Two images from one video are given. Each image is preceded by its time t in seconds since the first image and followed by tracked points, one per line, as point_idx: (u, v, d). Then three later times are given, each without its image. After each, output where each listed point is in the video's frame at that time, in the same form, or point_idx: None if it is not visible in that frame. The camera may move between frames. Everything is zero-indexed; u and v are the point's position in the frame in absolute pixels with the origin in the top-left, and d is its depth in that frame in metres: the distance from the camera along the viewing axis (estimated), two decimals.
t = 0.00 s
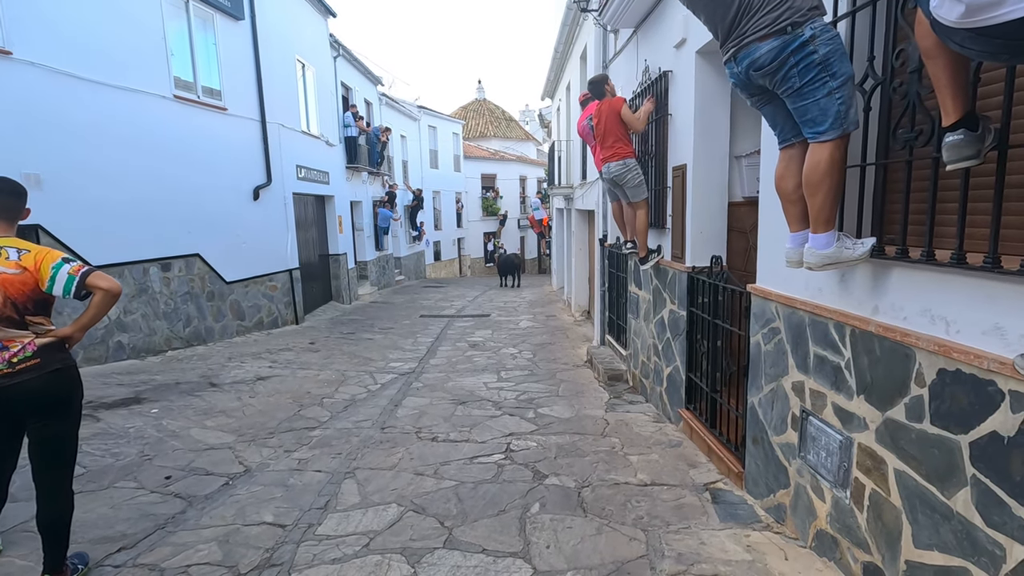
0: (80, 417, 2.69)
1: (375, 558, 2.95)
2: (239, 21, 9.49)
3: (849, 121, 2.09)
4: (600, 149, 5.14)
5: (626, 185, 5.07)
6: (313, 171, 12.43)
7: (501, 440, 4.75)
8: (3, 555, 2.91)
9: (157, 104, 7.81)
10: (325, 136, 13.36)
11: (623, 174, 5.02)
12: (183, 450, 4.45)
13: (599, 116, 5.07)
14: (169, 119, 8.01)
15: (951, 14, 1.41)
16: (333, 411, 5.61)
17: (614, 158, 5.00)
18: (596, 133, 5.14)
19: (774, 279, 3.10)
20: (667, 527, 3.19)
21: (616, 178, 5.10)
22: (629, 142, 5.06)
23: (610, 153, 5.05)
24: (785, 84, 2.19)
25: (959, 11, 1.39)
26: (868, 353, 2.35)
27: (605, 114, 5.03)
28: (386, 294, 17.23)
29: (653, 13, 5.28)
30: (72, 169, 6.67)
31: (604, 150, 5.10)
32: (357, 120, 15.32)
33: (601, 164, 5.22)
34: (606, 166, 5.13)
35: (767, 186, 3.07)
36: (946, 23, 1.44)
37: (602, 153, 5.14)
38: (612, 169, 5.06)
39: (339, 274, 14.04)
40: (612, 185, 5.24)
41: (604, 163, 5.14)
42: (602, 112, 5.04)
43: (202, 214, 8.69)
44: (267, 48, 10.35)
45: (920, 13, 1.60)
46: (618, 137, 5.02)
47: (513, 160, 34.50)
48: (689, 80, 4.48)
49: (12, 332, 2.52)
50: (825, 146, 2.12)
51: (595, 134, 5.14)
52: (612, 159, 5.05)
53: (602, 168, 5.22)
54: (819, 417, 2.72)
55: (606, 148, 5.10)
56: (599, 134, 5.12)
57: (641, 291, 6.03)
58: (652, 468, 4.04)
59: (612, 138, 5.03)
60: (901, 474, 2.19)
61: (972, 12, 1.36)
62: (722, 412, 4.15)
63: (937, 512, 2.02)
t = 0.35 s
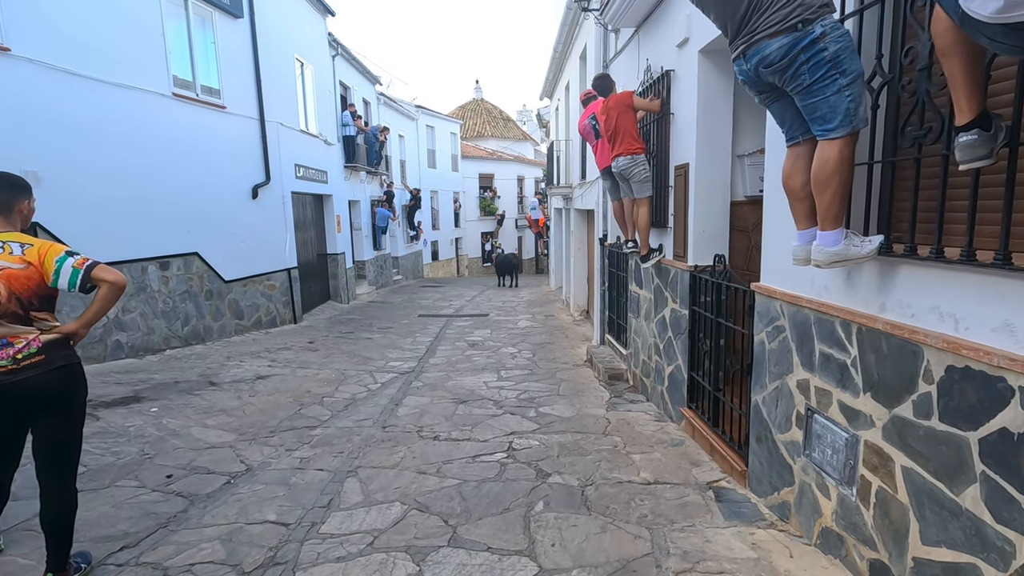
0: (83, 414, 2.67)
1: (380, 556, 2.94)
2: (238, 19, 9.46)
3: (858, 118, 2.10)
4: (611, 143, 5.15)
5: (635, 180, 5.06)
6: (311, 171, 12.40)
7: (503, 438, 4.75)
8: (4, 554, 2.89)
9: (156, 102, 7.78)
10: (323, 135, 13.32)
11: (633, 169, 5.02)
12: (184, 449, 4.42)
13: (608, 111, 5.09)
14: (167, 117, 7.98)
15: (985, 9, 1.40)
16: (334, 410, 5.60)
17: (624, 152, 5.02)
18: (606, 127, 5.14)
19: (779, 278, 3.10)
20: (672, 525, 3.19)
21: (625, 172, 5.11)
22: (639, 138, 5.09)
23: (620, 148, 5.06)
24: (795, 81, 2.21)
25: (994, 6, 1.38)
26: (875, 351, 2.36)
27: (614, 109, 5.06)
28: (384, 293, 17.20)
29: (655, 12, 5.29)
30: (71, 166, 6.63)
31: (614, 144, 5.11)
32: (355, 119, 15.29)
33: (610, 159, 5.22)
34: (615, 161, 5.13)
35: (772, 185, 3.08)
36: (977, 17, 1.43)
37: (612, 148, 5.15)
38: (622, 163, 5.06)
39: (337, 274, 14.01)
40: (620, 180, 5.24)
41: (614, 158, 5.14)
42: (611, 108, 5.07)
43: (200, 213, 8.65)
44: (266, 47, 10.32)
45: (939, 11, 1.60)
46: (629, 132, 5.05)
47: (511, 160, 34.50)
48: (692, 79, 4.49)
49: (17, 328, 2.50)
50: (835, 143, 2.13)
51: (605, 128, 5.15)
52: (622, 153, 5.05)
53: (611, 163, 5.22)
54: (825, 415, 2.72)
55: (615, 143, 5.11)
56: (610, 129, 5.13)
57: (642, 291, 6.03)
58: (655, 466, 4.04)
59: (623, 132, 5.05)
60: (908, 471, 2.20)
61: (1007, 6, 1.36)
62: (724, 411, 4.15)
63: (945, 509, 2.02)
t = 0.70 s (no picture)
0: (86, 412, 2.65)
1: (382, 555, 2.93)
2: (237, 17, 9.44)
3: (865, 116, 2.11)
4: (615, 141, 5.17)
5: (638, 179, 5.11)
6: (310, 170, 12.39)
7: (504, 437, 4.74)
8: (4, 553, 2.87)
9: (155, 100, 7.75)
10: (322, 134, 13.30)
11: (637, 167, 5.07)
12: (184, 448, 4.41)
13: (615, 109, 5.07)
14: (166, 115, 7.95)
15: None
16: (333, 409, 5.59)
17: (630, 151, 5.06)
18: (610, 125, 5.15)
19: (782, 276, 3.11)
20: (674, 523, 3.20)
21: (627, 171, 5.14)
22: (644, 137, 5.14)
23: (625, 145, 5.10)
24: (801, 79, 2.22)
25: None
26: (879, 349, 2.36)
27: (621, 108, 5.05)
28: (382, 293, 17.17)
29: (656, 12, 5.30)
30: (70, 164, 6.61)
31: (619, 141, 5.13)
32: (354, 118, 15.28)
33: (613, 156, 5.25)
34: (619, 158, 5.16)
35: (776, 184, 3.08)
36: (1003, 10, 1.44)
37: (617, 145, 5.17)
38: (627, 161, 5.09)
39: (336, 273, 13.99)
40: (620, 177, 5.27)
41: (617, 155, 5.17)
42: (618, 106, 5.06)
43: (199, 211, 8.63)
44: (265, 45, 10.29)
45: (961, 9, 1.60)
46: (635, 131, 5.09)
47: (509, 160, 34.50)
48: (693, 78, 4.50)
49: (22, 325, 2.49)
50: (840, 141, 2.14)
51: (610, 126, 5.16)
52: (627, 151, 5.09)
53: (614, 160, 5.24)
54: (827, 413, 2.73)
55: (620, 140, 5.13)
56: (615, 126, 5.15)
57: (642, 290, 6.04)
58: (656, 465, 4.05)
59: (629, 131, 5.08)
60: (912, 469, 2.20)
61: None
62: (725, 409, 4.15)
63: (949, 506, 2.03)
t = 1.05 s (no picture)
0: (84, 413, 2.65)
1: (381, 556, 2.93)
2: (234, 16, 9.42)
3: (864, 119, 2.12)
4: (619, 140, 5.13)
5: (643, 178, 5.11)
6: (308, 169, 12.38)
7: (502, 438, 4.75)
8: (1, 555, 2.86)
9: (152, 100, 7.73)
10: (319, 133, 13.27)
11: (643, 167, 5.07)
12: (181, 449, 4.40)
13: (616, 108, 5.05)
14: (164, 115, 7.94)
15: None
16: (332, 409, 5.59)
17: (634, 150, 5.05)
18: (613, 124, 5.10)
19: (781, 278, 3.12)
20: (672, 524, 3.20)
21: (631, 170, 5.12)
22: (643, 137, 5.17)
23: (630, 145, 5.07)
24: (801, 81, 2.22)
25: None
26: (877, 350, 2.37)
27: (623, 107, 5.04)
28: (380, 293, 17.16)
29: (655, 13, 5.30)
30: (67, 164, 6.59)
31: (623, 140, 5.10)
32: (352, 118, 15.26)
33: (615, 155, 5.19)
34: (623, 157, 5.12)
35: (774, 186, 3.09)
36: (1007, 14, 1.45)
37: (620, 144, 5.13)
38: (633, 160, 5.07)
39: (333, 273, 13.98)
40: (621, 177, 5.23)
41: (621, 154, 5.13)
42: (619, 105, 5.04)
43: (197, 212, 8.62)
44: (263, 44, 10.27)
45: (964, 16, 1.61)
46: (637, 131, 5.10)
47: (507, 160, 34.50)
48: (691, 79, 4.51)
49: (19, 326, 2.48)
50: (840, 144, 2.15)
51: (613, 125, 5.11)
52: (632, 151, 5.08)
53: (616, 159, 5.18)
54: (825, 414, 2.74)
55: (621, 140, 5.11)
56: (617, 125, 5.13)
57: (640, 291, 6.04)
58: (654, 466, 4.05)
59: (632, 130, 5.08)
60: (910, 470, 2.21)
61: None
62: (723, 410, 4.16)
63: (947, 507, 2.03)
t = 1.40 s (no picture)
0: (80, 413, 2.64)
1: (377, 557, 2.91)
2: (231, 15, 9.39)
3: (860, 119, 2.12)
4: (620, 136, 5.10)
5: (644, 175, 5.10)
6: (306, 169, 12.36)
7: (500, 437, 4.74)
8: None
9: (148, 98, 7.70)
10: (317, 132, 13.23)
11: (644, 163, 5.07)
12: (177, 449, 4.38)
13: (615, 105, 5.02)
14: (161, 114, 7.91)
15: None
16: (329, 409, 5.57)
17: (635, 146, 5.04)
18: (614, 120, 5.07)
19: (778, 278, 3.11)
20: (670, 524, 3.20)
21: (633, 167, 5.11)
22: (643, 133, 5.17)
23: (633, 141, 5.05)
24: (797, 81, 2.22)
25: None
26: (874, 350, 2.37)
27: (622, 103, 5.00)
28: (378, 292, 17.14)
29: (652, 12, 5.30)
30: (62, 163, 6.56)
31: (625, 136, 5.07)
32: (349, 117, 15.24)
33: (617, 152, 5.17)
34: (625, 154, 5.10)
35: (772, 185, 3.09)
36: (1005, 14, 1.45)
37: (622, 141, 5.10)
38: (636, 157, 5.05)
39: (331, 272, 13.96)
40: (622, 175, 5.21)
41: (623, 151, 5.11)
42: (618, 102, 5.01)
43: (194, 211, 8.59)
44: (260, 43, 10.24)
45: (965, 16, 1.61)
46: (638, 127, 5.09)
47: (505, 160, 34.49)
48: (688, 79, 4.51)
49: (13, 326, 2.47)
50: (837, 143, 2.15)
51: (614, 122, 5.07)
52: (635, 147, 5.06)
53: (617, 156, 5.16)
54: (823, 414, 2.74)
55: (622, 137, 5.09)
56: (616, 122, 5.09)
57: (638, 290, 6.03)
58: (651, 466, 4.05)
59: (633, 126, 5.06)
60: (907, 470, 2.21)
61: None
62: (721, 410, 4.15)
63: (943, 507, 2.03)
